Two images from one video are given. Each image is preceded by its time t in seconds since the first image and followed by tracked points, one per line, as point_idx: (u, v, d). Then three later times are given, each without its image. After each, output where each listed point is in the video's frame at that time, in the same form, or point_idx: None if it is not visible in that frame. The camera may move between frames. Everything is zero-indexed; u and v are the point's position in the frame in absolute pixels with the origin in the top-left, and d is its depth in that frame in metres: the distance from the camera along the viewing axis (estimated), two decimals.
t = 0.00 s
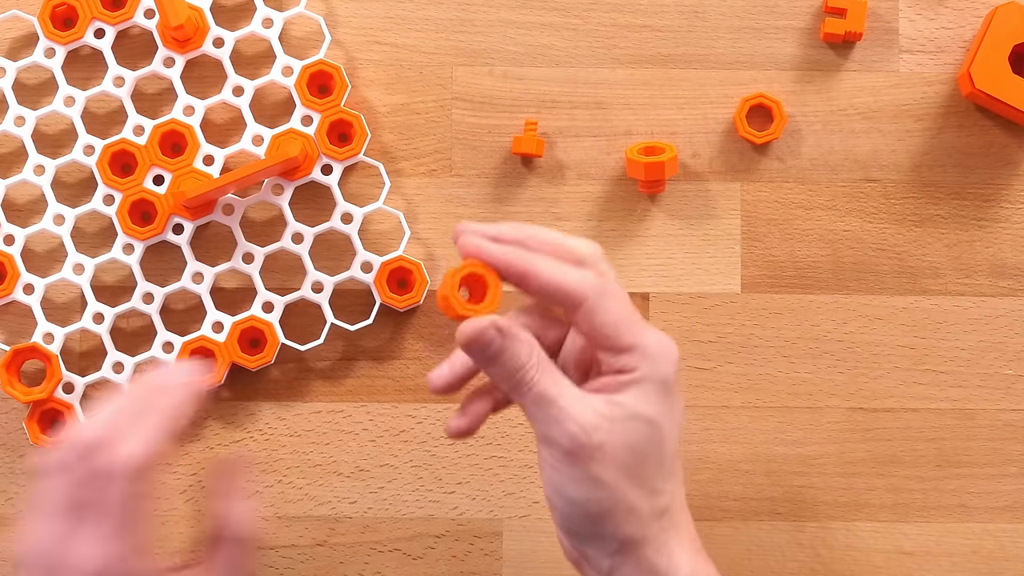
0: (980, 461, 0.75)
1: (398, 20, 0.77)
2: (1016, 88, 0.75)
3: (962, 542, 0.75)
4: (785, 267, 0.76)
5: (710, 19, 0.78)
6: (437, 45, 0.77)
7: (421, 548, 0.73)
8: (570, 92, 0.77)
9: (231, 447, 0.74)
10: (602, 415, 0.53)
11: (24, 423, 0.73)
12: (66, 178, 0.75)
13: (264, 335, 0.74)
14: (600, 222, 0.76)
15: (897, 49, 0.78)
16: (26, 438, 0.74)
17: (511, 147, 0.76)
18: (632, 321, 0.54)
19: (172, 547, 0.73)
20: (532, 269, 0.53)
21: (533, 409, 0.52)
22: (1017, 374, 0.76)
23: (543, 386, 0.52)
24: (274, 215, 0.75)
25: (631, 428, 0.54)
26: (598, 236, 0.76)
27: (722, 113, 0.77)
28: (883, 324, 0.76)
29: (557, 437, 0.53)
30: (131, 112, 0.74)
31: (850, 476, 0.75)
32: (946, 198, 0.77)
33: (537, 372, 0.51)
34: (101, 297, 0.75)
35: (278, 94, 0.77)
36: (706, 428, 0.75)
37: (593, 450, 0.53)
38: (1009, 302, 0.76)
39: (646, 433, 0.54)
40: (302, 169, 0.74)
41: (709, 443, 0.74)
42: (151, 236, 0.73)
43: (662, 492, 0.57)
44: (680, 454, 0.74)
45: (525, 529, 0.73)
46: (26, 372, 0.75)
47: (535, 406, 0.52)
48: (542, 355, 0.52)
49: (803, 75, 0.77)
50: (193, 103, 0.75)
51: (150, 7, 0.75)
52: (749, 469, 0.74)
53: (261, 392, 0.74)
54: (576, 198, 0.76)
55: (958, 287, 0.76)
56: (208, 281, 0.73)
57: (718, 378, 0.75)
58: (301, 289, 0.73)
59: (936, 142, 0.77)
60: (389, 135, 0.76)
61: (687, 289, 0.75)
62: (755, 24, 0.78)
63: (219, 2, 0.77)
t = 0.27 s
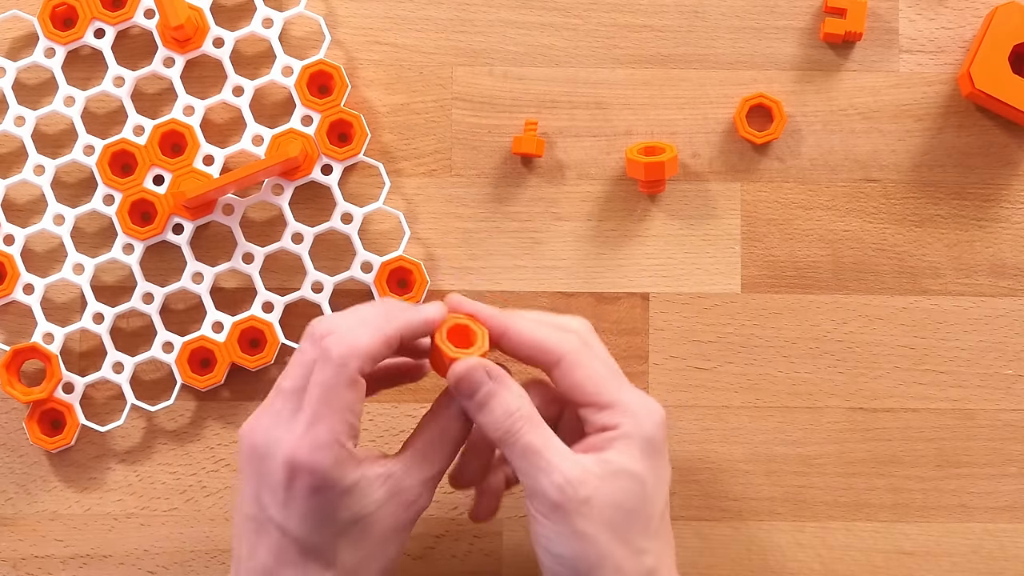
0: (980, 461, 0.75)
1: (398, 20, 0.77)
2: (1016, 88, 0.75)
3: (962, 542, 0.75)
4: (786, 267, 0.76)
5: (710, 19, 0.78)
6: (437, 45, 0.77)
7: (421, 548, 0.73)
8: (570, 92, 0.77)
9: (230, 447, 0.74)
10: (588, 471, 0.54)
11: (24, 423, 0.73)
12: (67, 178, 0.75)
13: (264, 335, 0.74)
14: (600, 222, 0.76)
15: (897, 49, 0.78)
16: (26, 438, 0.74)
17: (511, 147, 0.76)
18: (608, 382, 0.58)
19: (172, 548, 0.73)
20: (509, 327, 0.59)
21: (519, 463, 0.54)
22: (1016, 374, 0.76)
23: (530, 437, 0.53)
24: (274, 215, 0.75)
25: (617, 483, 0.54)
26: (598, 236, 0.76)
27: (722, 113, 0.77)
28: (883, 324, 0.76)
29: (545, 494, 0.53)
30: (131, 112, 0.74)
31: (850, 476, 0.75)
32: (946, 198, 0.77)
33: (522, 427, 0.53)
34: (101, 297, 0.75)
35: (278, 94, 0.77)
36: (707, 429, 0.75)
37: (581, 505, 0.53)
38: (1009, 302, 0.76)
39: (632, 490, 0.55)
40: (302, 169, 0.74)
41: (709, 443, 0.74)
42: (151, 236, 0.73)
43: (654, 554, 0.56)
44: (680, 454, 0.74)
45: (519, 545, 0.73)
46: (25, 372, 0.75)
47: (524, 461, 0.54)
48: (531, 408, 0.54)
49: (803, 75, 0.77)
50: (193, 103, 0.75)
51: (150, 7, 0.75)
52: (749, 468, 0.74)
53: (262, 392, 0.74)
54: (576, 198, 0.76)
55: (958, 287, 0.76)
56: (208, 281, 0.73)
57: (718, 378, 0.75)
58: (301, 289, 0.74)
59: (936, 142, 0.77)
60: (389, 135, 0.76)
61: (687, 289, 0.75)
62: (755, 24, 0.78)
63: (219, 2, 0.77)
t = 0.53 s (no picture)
0: (980, 461, 0.75)
1: (398, 20, 0.77)
2: (1016, 88, 0.75)
3: (962, 542, 0.75)
4: (785, 267, 0.76)
5: (710, 19, 0.78)
6: (437, 45, 0.77)
7: (421, 548, 0.73)
8: (570, 92, 0.77)
9: (230, 447, 0.74)
10: (638, 475, 0.52)
11: (24, 423, 0.73)
12: (66, 178, 0.75)
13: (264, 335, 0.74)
14: (600, 222, 0.76)
15: (897, 49, 0.78)
16: (26, 438, 0.74)
17: (511, 147, 0.76)
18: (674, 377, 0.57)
19: (172, 548, 0.73)
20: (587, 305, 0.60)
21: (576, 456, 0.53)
22: (1017, 374, 0.76)
23: (588, 429, 0.52)
24: (274, 215, 0.75)
25: (666, 492, 0.52)
26: (598, 236, 0.76)
27: (722, 113, 0.77)
28: (883, 324, 0.76)
29: (595, 494, 0.52)
30: (131, 112, 0.74)
31: (850, 476, 0.75)
32: (946, 198, 0.77)
33: (585, 418, 0.52)
34: (101, 297, 0.75)
35: (278, 94, 0.77)
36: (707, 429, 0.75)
37: (631, 509, 0.51)
38: (1009, 302, 0.76)
39: (682, 498, 0.53)
40: (302, 169, 0.74)
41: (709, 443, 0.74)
42: (151, 236, 0.73)
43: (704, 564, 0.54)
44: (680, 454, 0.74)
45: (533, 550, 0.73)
46: (25, 373, 0.75)
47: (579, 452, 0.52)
48: (594, 402, 0.53)
49: (803, 75, 0.77)
50: (193, 103, 0.75)
51: (150, 7, 0.75)
52: (749, 469, 0.74)
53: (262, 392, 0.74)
54: (576, 198, 0.76)
55: (958, 287, 0.76)
56: (208, 281, 0.74)
57: (718, 378, 0.75)
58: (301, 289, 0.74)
59: (936, 142, 0.77)
60: (388, 135, 0.76)
61: (687, 289, 0.75)
62: (755, 24, 0.78)
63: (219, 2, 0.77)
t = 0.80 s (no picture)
0: (980, 461, 0.75)
1: (398, 20, 0.77)
2: (1016, 88, 0.75)
3: (962, 542, 0.75)
4: (785, 267, 0.76)
5: (710, 19, 0.78)
6: (437, 45, 0.77)
7: (421, 548, 0.73)
8: (570, 92, 0.77)
9: (230, 447, 0.74)
10: (676, 505, 0.53)
11: (24, 423, 0.73)
12: (66, 178, 0.75)
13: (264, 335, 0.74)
14: (600, 222, 0.76)
15: (897, 49, 0.78)
16: (26, 438, 0.74)
17: (511, 147, 0.76)
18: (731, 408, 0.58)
19: (172, 548, 0.73)
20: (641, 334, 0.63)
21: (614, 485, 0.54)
22: (1017, 374, 0.76)
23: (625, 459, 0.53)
24: (274, 215, 0.75)
25: (703, 522, 0.53)
26: (598, 236, 0.76)
27: (722, 113, 0.77)
28: (883, 324, 0.76)
29: (628, 521, 0.53)
30: (131, 112, 0.74)
31: (850, 476, 0.75)
32: (946, 198, 0.77)
33: (624, 446, 0.54)
34: (101, 297, 0.75)
35: (278, 94, 0.77)
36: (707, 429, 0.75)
37: (664, 539, 0.52)
38: (1009, 302, 0.76)
39: (722, 528, 0.53)
40: (302, 169, 0.74)
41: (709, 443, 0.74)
42: (151, 235, 0.73)
43: None
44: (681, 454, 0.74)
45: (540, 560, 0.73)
46: (25, 373, 0.75)
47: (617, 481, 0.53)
48: (634, 431, 0.54)
49: (803, 75, 0.77)
50: (193, 103, 0.75)
51: (150, 7, 0.75)
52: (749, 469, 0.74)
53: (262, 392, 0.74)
54: (576, 198, 0.76)
55: (958, 287, 0.76)
56: (208, 281, 0.73)
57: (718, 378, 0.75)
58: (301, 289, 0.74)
59: (936, 142, 0.77)
60: (389, 135, 0.76)
61: (687, 289, 0.75)
62: (755, 24, 0.78)
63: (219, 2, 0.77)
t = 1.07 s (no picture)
0: (980, 461, 0.75)
1: (398, 20, 0.77)
2: (1016, 88, 0.75)
3: (962, 542, 0.75)
4: (785, 267, 0.76)
5: (710, 19, 0.78)
6: (437, 45, 0.77)
7: (421, 548, 0.73)
8: (570, 92, 0.77)
9: (230, 447, 0.74)
10: (597, 468, 0.50)
11: (24, 423, 0.73)
12: (66, 179, 0.75)
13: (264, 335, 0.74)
14: (600, 222, 0.76)
15: (897, 49, 0.78)
16: (26, 438, 0.74)
17: (511, 147, 0.76)
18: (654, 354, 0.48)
19: (172, 548, 0.73)
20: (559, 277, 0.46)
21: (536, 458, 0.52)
22: (1017, 374, 0.76)
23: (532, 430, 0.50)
24: (274, 215, 0.75)
25: (628, 484, 0.50)
26: (598, 236, 0.76)
27: (722, 113, 0.77)
28: (883, 324, 0.76)
29: (552, 489, 0.52)
30: (131, 112, 0.74)
31: (850, 476, 0.75)
32: (946, 198, 0.77)
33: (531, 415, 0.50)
34: (101, 297, 0.75)
35: (278, 94, 0.77)
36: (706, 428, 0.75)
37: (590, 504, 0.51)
38: (1009, 302, 0.76)
39: (650, 487, 0.50)
40: (302, 169, 0.74)
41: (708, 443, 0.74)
42: (151, 236, 0.73)
43: (689, 540, 0.53)
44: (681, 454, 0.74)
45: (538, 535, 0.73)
46: (25, 373, 0.75)
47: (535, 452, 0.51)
48: (545, 401, 0.50)
49: (803, 75, 0.77)
50: (194, 103, 0.75)
51: (150, 7, 0.75)
52: (749, 469, 0.74)
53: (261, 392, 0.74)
54: (576, 198, 0.76)
55: (958, 287, 0.76)
56: (208, 281, 0.73)
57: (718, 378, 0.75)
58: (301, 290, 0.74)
59: (936, 142, 0.77)
60: (388, 135, 0.76)
61: (687, 289, 0.75)
62: (755, 24, 0.78)
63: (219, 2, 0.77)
